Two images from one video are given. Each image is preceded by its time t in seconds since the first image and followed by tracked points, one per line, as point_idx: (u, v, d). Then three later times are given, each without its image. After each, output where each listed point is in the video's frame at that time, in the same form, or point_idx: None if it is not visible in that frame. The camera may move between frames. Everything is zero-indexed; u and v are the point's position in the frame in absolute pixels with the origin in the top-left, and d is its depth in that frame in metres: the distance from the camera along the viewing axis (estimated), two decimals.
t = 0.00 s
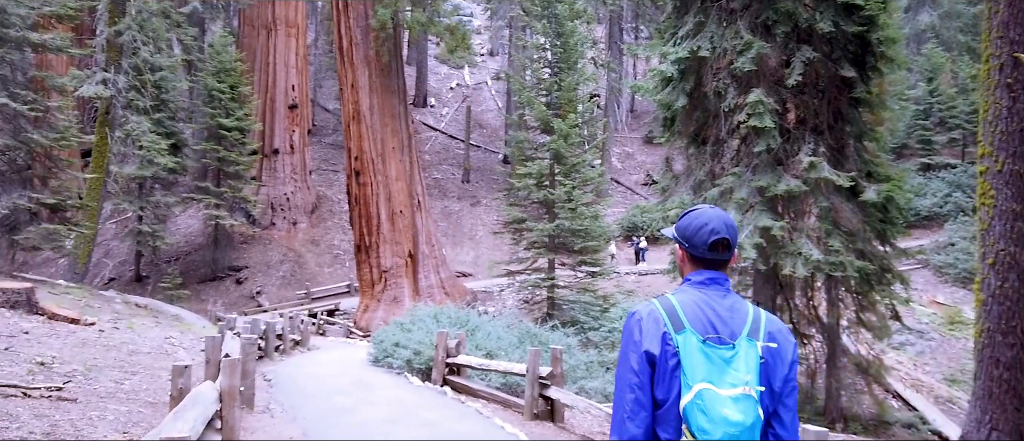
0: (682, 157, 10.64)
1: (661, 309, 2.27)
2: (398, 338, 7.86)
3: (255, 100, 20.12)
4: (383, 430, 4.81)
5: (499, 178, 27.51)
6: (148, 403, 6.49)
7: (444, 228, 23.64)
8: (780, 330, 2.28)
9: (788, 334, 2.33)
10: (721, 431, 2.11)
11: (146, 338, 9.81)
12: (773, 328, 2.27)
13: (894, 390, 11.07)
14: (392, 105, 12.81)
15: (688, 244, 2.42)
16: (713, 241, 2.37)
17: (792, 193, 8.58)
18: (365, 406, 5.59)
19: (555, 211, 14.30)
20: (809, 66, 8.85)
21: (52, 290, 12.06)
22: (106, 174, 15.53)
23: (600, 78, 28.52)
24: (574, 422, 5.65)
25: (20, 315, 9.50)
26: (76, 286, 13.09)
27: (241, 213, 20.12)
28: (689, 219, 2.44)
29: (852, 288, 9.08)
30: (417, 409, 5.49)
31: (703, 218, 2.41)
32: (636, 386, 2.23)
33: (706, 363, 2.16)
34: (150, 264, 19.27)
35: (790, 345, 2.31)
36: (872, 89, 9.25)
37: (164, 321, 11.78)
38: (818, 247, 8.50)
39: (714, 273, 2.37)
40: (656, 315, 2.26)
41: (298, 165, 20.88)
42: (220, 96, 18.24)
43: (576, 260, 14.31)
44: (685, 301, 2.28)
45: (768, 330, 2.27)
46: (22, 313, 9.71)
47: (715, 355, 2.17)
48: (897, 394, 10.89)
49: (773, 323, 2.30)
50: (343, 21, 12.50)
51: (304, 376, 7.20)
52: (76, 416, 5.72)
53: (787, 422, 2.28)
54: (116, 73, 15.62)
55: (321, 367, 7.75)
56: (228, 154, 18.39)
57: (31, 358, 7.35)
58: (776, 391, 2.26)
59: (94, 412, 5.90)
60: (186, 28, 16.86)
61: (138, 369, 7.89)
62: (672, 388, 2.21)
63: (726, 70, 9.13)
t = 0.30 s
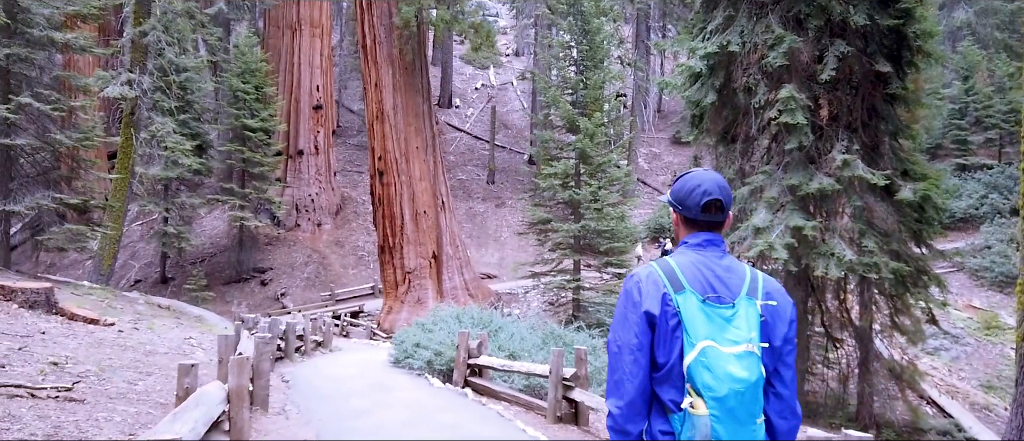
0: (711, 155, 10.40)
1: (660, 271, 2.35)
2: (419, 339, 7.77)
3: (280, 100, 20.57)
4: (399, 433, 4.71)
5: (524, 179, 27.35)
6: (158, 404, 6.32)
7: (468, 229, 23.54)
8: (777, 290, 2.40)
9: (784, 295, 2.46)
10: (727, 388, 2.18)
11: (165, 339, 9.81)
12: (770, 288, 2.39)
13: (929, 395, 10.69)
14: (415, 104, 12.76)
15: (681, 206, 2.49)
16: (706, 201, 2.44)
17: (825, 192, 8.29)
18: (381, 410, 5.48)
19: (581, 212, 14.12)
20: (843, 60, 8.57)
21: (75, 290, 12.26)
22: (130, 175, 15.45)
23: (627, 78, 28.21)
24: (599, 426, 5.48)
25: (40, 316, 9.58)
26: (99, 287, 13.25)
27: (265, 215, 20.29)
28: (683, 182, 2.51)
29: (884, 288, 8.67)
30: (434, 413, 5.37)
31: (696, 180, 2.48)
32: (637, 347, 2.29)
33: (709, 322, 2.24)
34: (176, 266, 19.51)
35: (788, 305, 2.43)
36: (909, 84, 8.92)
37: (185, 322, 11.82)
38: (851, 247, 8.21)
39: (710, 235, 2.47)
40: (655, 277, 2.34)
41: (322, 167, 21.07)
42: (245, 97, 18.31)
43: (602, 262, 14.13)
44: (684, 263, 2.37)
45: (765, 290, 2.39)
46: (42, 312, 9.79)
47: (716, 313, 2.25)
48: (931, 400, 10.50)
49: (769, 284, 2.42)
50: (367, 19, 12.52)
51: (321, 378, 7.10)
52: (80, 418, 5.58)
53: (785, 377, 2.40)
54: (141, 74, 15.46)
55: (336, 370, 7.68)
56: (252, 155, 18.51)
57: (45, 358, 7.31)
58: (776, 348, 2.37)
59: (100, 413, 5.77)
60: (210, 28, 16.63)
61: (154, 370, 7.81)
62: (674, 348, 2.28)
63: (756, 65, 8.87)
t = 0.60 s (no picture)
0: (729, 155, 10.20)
1: (618, 300, 2.43)
2: (430, 342, 7.70)
3: (296, 100, 20.64)
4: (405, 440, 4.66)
5: (540, 178, 27.24)
6: (158, 410, 6.22)
7: (484, 229, 23.48)
8: (737, 313, 2.42)
9: (747, 314, 2.46)
10: (670, 416, 2.28)
11: (175, 341, 9.81)
12: (729, 312, 2.41)
13: (953, 400, 10.42)
14: (431, 103, 12.70)
15: (643, 230, 2.60)
16: (665, 226, 2.54)
17: (847, 191, 8.08)
18: (389, 415, 5.41)
19: (597, 212, 13.99)
20: (867, 56, 8.35)
21: (88, 291, 12.35)
22: (146, 175, 15.53)
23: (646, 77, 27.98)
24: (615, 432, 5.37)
25: (49, 317, 9.60)
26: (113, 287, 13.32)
27: (281, 214, 20.39)
28: (646, 207, 2.64)
29: (909, 290, 8.48)
30: (444, 419, 5.30)
31: (657, 205, 2.60)
32: (594, 374, 2.40)
33: (661, 350, 2.31)
34: (192, 265, 19.65)
35: (748, 326, 2.44)
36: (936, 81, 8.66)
37: (196, 323, 11.84)
38: (875, 249, 7.99)
39: (673, 260, 2.53)
40: (613, 306, 2.43)
41: (338, 166, 21.16)
42: (260, 96, 18.33)
43: (619, 262, 13.95)
44: (642, 291, 2.44)
45: (725, 313, 2.42)
46: (50, 313, 9.80)
47: (668, 341, 2.32)
48: (955, 404, 10.23)
49: (731, 307, 2.45)
50: (382, 17, 12.44)
51: (330, 381, 7.06)
52: (77, 425, 5.40)
53: (748, 399, 2.45)
54: (156, 73, 15.47)
55: (354, 373, 7.54)
56: (268, 155, 18.58)
57: (48, 361, 7.28)
58: (735, 372, 2.40)
59: (97, 421, 5.58)
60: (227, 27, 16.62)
61: (160, 373, 7.80)
62: (629, 376, 2.39)
63: (778, 62, 8.67)
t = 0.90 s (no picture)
0: (743, 153, 10.03)
1: (588, 274, 2.51)
2: (436, 342, 7.65)
3: (307, 99, 20.68)
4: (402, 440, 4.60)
5: (552, 178, 27.13)
6: (148, 411, 6.16)
7: (496, 229, 23.39)
8: (705, 286, 2.45)
9: (717, 289, 2.49)
10: (636, 385, 2.32)
11: (178, 341, 9.81)
12: (697, 284, 2.45)
13: (972, 403, 10.18)
14: (441, 101, 12.63)
15: (616, 208, 2.68)
16: (636, 204, 2.59)
17: (864, 190, 7.92)
18: (389, 418, 5.32)
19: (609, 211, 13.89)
20: (885, 51, 8.18)
21: (94, 290, 12.43)
22: (156, 175, 15.57)
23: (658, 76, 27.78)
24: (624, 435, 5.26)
25: (50, 316, 9.63)
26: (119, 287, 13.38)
27: (292, 215, 20.43)
28: (619, 186, 2.70)
29: (928, 291, 8.29)
30: (446, 421, 5.22)
31: (629, 184, 2.66)
32: (566, 346, 2.48)
33: (628, 322, 2.37)
34: (202, 266, 19.73)
35: (718, 301, 2.46)
36: (955, 77, 8.45)
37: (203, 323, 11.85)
38: (893, 248, 7.81)
39: (644, 236, 2.59)
40: (584, 280, 2.51)
41: (349, 166, 21.18)
42: (270, 96, 18.34)
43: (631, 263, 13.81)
44: (612, 265, 2.51)
45: (693, 286, 2.45)
46: (52, 313, 9.83)
47: (636, 313, 2.37)
48: (974, 407, 9.98)
49: (700, 280, 2.47)
50: (392, 15, 12.42)
51: (334, 382, 7.00)
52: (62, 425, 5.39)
53: (716, 372, 2.45)
54: (167, 73, 15.40)
55: (357, 373, 7.51)
56: (278, 155, 18.61)
57: (42, 361, 7.25)
58: (703, 346, 2.42)
59: (83, 423, 5.53)
60: (238, 27, 16.64)
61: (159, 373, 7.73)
62: (599, 348, 2.44)
63: (793, 58, 8.50)
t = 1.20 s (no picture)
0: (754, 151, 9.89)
1: (583, 292, 2.41)
2: (441, 344, 7.64)
3: (317, 98, 20.73)
4: None
5: (562, 177, 27.05)
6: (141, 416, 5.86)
7: (506, 228, 23.33)
8: (695, 314, 2.42)
9: (704, 316, 2.47)
10: (628, 408, 2.29)
11: (181, 342, 9.78)
12: (688, 311, 2.41)
13: (990, 405, 9.99)
14: (450, 100, 12.57)
15: (611, 229, 2.60)
16: (632, 227, 2.53)
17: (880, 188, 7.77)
18: (389, 423, 5.25)
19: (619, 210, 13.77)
20: (900, 47, 8.03)
21: (102, 289, 12.51)
22: (166, 173, 15.60)
23: (670, 74, 27.61)
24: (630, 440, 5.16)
25: (52, 315, 9.65)
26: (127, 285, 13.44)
27: (302, 213, 20.48)
28: (615, 207, 2.63)
29: (944, 291, 8.13)
30: (449, 426, 5.16)
31: (626, 206, 2.59)
32: (556, 363, 2.39)
33: (622, 344, 2.32)
34: (212, 264, 19.82)
35: (705, 328, 2.45)
36: (973, 73, 8.28)
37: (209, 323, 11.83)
38: (909, 248, 7.65)
39: (637, 258, 2.52)
40: (578, 297, 2.41)
41: (359, 165, 21.19)
42: (280, 94, 18.34)
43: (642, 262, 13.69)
44: (607, 285, 2.43)
45: (684, 313, 2.42)
46: (54, 312, 9.85)
47: (630, 336, 2.32)
48: (990, 409, 9.79)
49: (690, 307, 2.44)
50: (400, 13, 12.37)
51: (334, 385, 6.95)
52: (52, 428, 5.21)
53: (696, 394, 2.47)
54: (176, 71, 15.47)
55: (357, 376, 7.43)
56: (288, 153, 18.64)
57: (39, 360, 7.22)
58: (688, 370, 2.42)
59: (69, 430, 5.21)
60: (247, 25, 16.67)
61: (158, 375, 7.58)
62: (590, 366, 2.37)
63: (807, 54, 8.34)
